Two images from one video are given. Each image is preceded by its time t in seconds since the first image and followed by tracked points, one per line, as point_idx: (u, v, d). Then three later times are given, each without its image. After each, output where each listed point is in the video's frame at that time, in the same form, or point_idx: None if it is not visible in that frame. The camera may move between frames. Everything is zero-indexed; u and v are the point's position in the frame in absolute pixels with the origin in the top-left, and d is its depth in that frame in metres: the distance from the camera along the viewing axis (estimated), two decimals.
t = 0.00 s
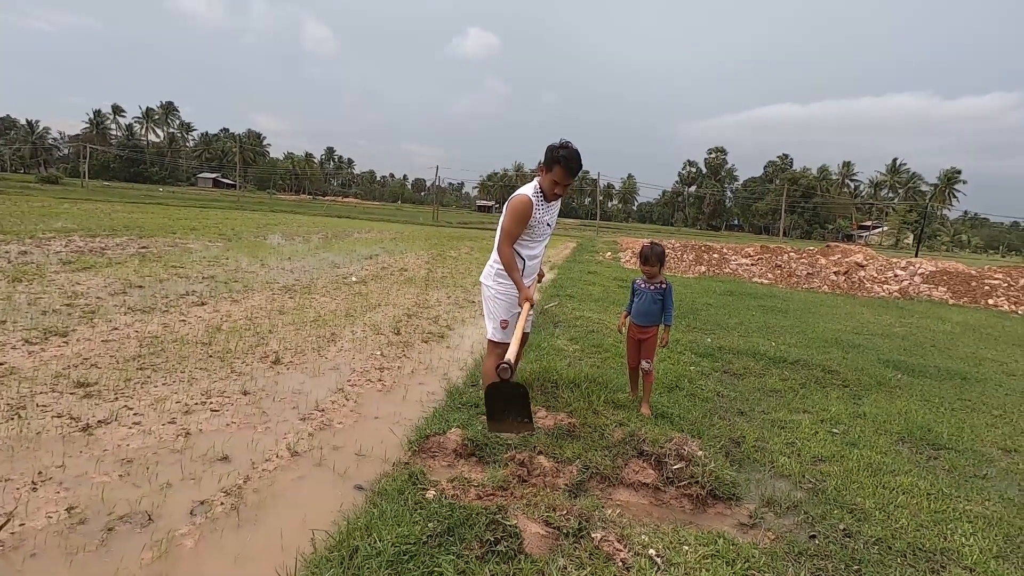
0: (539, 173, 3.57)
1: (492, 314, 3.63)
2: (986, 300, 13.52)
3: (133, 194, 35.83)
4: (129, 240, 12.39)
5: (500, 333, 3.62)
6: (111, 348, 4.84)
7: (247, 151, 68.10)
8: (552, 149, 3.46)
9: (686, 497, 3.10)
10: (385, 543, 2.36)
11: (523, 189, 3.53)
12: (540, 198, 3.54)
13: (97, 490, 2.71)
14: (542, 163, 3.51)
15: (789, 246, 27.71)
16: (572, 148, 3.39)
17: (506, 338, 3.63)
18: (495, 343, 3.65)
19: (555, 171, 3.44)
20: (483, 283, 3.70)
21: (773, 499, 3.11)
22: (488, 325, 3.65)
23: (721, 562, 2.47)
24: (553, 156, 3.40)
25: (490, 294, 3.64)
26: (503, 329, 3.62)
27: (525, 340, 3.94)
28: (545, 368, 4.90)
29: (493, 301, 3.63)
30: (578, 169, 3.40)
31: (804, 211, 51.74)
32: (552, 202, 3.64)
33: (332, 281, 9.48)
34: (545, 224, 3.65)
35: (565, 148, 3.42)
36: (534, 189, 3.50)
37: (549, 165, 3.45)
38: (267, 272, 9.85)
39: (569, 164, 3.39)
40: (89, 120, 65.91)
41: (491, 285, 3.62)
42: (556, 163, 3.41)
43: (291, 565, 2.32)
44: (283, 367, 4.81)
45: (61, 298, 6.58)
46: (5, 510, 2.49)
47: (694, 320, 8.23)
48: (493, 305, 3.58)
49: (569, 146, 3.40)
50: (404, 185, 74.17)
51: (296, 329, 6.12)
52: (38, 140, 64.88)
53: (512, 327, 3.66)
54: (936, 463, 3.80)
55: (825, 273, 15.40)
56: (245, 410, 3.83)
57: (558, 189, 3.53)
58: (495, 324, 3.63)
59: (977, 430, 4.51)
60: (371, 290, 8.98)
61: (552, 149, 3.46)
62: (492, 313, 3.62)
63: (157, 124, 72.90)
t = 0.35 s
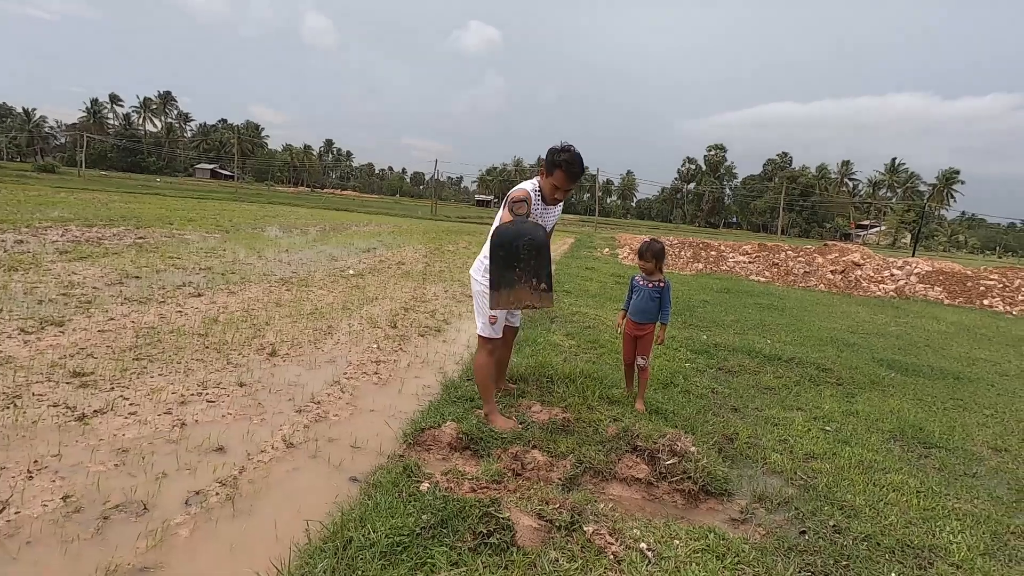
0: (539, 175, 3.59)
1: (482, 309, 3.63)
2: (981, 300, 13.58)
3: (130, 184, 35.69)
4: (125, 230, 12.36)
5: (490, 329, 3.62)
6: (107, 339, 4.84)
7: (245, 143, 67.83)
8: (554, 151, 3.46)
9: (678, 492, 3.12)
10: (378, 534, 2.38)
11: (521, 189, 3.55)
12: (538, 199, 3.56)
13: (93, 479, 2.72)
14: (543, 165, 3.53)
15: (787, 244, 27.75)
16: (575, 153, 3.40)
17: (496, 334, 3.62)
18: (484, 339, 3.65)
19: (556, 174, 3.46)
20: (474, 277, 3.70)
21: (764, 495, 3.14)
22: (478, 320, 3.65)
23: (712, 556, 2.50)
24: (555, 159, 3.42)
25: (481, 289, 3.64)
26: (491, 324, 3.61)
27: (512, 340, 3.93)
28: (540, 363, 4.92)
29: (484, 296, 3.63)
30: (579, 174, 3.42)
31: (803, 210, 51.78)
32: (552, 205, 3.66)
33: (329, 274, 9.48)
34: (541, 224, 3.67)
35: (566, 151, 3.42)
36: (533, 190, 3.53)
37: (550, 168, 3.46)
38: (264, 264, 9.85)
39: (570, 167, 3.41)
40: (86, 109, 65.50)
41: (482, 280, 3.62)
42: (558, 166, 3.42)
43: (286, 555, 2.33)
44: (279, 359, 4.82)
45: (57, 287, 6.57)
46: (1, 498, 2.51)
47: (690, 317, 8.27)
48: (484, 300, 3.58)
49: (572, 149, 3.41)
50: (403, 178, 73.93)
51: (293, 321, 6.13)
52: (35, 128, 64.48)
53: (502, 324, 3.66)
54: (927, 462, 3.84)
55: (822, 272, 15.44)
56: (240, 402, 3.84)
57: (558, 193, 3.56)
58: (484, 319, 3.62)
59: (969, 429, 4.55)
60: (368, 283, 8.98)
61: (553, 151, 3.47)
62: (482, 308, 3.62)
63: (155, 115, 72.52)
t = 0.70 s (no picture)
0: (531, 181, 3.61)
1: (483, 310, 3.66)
2: (980, 303, 13.60)
3: (130, 179, 35.68)
4: (125, 226, 12.35)
5: (490, 331, 3.64)
6: (106, 335, 4.84)
7: (246, 140, 67.80)
8: (544, 156, 3.50)
9: (675, 492, 3.13)
10: (376, 532, 2.39)
11: (516, 195, 3.58)
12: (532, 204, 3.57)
13: (91, 476, 2.72)
14: (534, 170, 3.56)
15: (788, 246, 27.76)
16: (563, 157, 3.43)
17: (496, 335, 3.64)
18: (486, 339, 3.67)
19: (547, 179, 3.48)
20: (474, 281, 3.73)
21: (762, 496, 3.14)
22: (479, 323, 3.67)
23: (708, 557, 2.51)
24: (545, 164, 3.44)
25: (481, 293, 3.66)
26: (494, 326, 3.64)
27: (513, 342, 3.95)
28: (539, 363, 4.93)
29: (484, 299, 3.65)
30: (569, 178, 3.43)
31: (803, 212, 51.79)
32: (545, 209, 3.68)
33: (329, 272, 9.48)
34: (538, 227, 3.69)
35: (555, 155, 3.45)
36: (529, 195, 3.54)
37: (541, 173, 3.48)
38: (264, 261, 9.85)
39: (560, 171, 3.42)
40: (87, 105, 65.45)
41: (482, 284, 3.64)
42: (548, 171, 3.45)
43: (283, 552, 2.34)
44: (278, 357, 4.82)
45: (57, 283, 6.57)
46: None
47: (690, 318, 8.28)
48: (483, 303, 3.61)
49: (561, 153, 3.44)
50: (404, 177, 73.87)
51: (293, 319, 6.13)
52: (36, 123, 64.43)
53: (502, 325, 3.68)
54: (924, 464, 3.85)
55: (822, 274, 15.46)
56: (239, 399, 3.84)
57: (549, 197, 3.58)
58: (485, 321, 3.64)
59: (966, 432, 4.56)
60: (368, 281, 8.99)
61: (543, 157, 3.50)
62: (483, 311, 3.64)
63: (156, 111, 72.45)
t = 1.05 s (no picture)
0: (537, 169, 3.60)
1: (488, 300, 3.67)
2: (982, 309, 13.57)
3: (134, 166, 35.67)
4: (128, 213, 12.35)
5: (495, 322, 3.65)
6: (108, 321, 4.85)
7: (250, 129, 67.70)
8: (550, 145, 3.48)
9: (672, 490, 3.13)
10: (373, 522, 2.39)
11: (521, 183, 3.57)
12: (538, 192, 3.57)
13: (90, 460, 2.73)
14: (540, 159, 3.55)
15: (791, 247, 27.68)
16: (571, 147, 3.42)
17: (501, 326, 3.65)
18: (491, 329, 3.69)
19: (553, 168, 3.48)
20: (478, 271, 3.72)
21: (759, 496, 3.15)
22: (483, 314, 3.67)
23: (704, 555, 2.51)
24: (551, 154, 3.44)
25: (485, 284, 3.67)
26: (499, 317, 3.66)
27: (517, 332, 3.97)
28: (539, 358, 4.93)
29: (489, 290, 3.66)
30: (575, 169, 3.43)
31: (807, 213, 51.64)
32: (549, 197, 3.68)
33: (331, 263, 9.48)
34: (542, 216, 3.69)
35: (562, 145, 3.44)
36: (535, 184, 3.54)
37: (547, 162, 3.48)
38: (266, 251, 9.85)
39: (567, 161, 3.42)
40: (92, 91, 65.38)
41: (487, 275, 3.64)
42: (555, 160, 3.45)
43: (280, 541, 2.35)
44: (279, 346, 4.82)
45: (59, 268, 6.58)
46: None
47: (691, 317, 8.27)
48: (489, 294, 3.61)
49: (568, 143, 3.43)
50: (407, 170, 73.75)
51: (294, 309, 6.13)
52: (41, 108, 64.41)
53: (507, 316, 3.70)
54: (922, 468, 3.85)
55: (824, 276, 15.44)
56: (239, 387, 3.85)
57: (554, 185, 3.58)
58: (489, 312, 3.65)
59: (965, 437, 4.56)
60: (370, 273, 8.99)
61: (550, 145, 3.48)
62: (488, 302, 3.64)
63: (161, 98, 72.36)
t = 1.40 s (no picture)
0: (546, 173, 3.63)
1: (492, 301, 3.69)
2: (987, 321, 13.51)
3: (142, 159, 35.83)
4: (136, 205, 12.43)
5: (499, 323, 3.68)
6: (114, 312, 4.90)
7: (258, 124, 67.92)
8: (560, 151, 3.52)
9: (670, 494, 3.15)
10: (372, 518, 2.42)
11: (529, 186, 3.58)
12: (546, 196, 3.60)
13: (95, 450, 2.77)
14: (550, 164, 3.58)
15: (796, 254, 27.61)
16: (581, 154, 3.47)
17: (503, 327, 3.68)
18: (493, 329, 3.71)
19: (563, 174, 3.52)
20: (483, 272, 3.75)
21: (756, 502, 3.16)
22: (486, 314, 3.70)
23: (699, 559, 2.53)
24: (562, 159, 3.48)
25: (490, 285, 3.69)
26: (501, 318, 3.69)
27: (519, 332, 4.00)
28: (541, 359, 4.95)
29: (493, 291, 3.68)
30: (584, 176, 3.48)
31: (813, 220, 51.50)
32: (555, 201, 3.70)
33: (336, 260, 9.53)
34: (548, 220, 3.72)
35: (572, 151, 3.48)
36: (543, 188, 3.56)
37: (557, 168, 3.52)
38: (272, 246, 9.90)
39: (577, 168, 3.47)
40: (102, 83, 65.73)
41: (491, 275, 3.67)
42: (566, 167, 3.49)
43: (281, 534, 2.37)
44: (282, 342, 4.85)
45: (67, 259, 6.62)
46: (5, 462, 2.55)
47: (693, 322, 8.27)
48: (493, 295, 3.63)
49: (578, 150, 3.48)
50: (414, 168, 73.86)
51: (298, 305, 6.17)
52: (51, 99, 64.78)
53: (510, 317, 3.72)
54: (921, 479, 3.85)
55: (828, 284, 15.41)
56: (243, 381, 3.89)
57: (563, 191, 3.62)
58: (492, 313, 3.67)
59: (965, 449, 4.55)
60: (374, 271, 9.03)
61: (560, 152, 3.52)
62: (492, 303, 3.67)
63: (170, 91, 72.68)
